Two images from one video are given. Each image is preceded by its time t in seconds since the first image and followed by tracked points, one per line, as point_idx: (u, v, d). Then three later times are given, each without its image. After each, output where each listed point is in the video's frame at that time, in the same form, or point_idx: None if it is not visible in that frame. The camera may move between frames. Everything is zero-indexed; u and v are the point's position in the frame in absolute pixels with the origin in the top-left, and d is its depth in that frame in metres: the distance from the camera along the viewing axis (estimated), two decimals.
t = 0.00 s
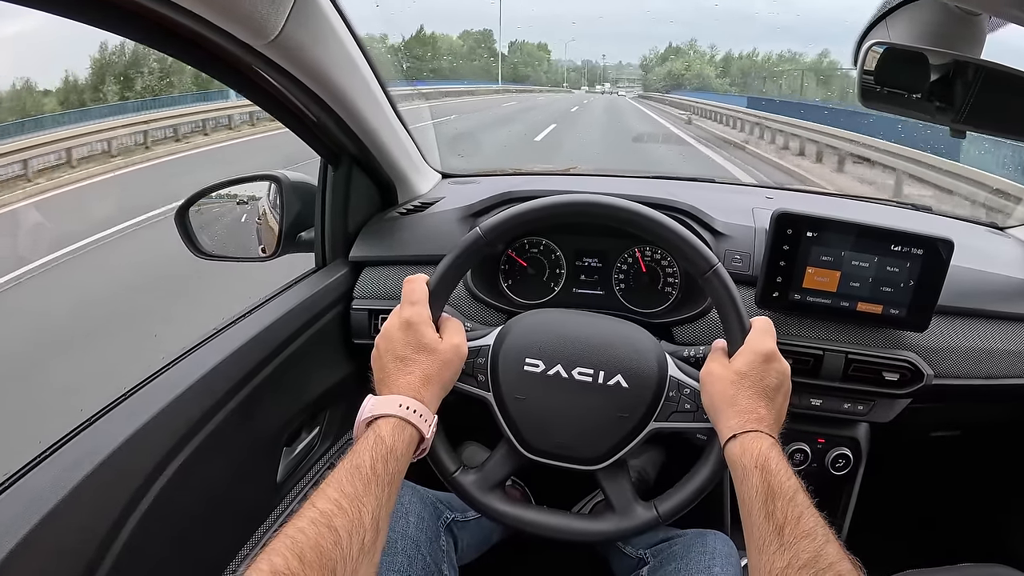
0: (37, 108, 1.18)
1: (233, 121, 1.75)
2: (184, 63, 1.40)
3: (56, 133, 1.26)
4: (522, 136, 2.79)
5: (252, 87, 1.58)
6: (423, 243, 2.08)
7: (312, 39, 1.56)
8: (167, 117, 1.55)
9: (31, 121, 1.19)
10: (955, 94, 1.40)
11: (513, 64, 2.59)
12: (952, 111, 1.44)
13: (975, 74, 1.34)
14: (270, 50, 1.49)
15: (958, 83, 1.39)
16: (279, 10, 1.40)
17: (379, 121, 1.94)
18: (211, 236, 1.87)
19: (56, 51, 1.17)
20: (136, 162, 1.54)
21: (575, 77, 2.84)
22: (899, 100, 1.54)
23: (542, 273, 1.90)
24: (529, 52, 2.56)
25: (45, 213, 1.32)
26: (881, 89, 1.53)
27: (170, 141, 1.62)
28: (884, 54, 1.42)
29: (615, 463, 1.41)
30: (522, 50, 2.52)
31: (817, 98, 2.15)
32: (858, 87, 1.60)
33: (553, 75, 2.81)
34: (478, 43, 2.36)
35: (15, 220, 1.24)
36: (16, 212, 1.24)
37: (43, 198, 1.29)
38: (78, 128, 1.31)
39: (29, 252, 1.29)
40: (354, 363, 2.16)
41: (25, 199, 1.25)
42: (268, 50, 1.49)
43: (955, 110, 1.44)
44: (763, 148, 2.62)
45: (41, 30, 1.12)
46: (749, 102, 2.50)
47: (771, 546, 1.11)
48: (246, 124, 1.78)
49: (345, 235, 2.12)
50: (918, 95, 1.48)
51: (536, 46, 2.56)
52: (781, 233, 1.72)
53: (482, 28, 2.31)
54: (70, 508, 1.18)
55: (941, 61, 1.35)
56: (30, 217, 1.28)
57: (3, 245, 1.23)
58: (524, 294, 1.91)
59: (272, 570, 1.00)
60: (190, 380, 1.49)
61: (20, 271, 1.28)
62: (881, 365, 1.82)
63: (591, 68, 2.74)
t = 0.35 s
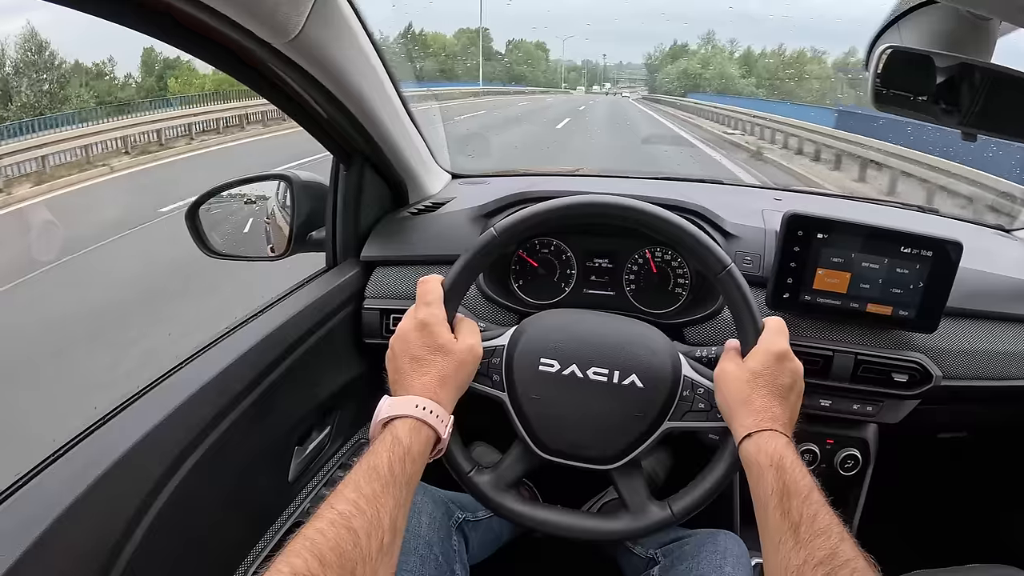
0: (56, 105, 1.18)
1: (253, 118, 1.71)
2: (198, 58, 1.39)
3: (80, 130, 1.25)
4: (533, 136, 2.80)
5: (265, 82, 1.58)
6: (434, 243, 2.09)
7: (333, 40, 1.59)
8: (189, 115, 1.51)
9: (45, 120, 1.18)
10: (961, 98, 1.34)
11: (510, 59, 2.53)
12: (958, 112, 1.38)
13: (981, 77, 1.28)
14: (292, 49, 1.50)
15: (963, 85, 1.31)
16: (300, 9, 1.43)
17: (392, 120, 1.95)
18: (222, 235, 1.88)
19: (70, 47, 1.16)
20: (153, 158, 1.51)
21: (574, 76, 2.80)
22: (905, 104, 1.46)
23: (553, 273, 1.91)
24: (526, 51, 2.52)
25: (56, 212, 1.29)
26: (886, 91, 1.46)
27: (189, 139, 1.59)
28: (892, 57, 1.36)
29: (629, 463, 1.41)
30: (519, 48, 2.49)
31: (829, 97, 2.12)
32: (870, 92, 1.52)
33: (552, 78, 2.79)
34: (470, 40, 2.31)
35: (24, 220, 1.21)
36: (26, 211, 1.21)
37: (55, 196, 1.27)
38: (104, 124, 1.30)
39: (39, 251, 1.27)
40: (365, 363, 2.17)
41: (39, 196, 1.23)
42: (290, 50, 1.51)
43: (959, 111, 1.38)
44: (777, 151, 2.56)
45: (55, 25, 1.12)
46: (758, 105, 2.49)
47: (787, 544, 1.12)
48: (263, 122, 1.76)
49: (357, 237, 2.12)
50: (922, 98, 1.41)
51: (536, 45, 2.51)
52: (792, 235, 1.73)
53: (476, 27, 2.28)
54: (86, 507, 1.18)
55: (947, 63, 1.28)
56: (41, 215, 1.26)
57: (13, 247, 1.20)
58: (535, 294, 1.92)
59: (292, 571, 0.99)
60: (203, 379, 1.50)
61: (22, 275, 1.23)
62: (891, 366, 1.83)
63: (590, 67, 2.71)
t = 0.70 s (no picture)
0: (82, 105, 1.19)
1: (265, 119, 1.75)
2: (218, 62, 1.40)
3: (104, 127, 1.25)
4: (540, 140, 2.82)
5: (284, 84, 1.59)
6: (446, 246, 2.10)
7: (357, 46, 1.61)
8: (206, 115, 1.54)
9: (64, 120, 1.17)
10: (964, 103, 1.36)
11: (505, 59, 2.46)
12: (962, 117, 1.41)
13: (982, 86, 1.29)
14: (318, 54, 1.53)
15: (966, 92, 1.33)
16: (329, 14, 1.45)
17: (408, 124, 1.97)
18: (233, 236, 1.90)
19: (90, 47, 1.16)
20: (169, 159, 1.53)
21: (571, 76, 2.79)
22: (911, 107, 1.50)
23: (565, 277, 1.92)
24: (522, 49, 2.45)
25: (70, 212, 1.31)
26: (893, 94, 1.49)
27: (204, 138, 1.61)
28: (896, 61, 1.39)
29: (646, 465, 1.43)
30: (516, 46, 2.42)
31: (832, 100, 2.11)
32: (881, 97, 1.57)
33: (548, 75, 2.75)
34: (464, 39, 2.27)
35: (38, 219, 1.23)
36: (39, 211, 1.23)
37: (65, 196, 1.27)
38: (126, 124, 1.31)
39: (55, 250, 1.29)
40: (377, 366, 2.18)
41: (49, 195, 1.24)
42: (316, 56, 1.53)
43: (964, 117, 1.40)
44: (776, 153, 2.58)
45: (76, 24, 1.12)
46: (753, 108, 2.47)
47: (804, 541, 1.14)
48: (273, 125, 1.79)
49: (370, 238, 2.13)
50: (927, 102, 1.44)
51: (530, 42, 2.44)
52: (803, 239, 1.75)
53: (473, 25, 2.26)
54: (111, 508, 1.19)
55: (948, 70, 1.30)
56: (54, 216, 1.27)
57: (27, 245, 1.21)
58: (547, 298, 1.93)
59: (320, 572, 1.01)
60: (222, 381, 1.51)
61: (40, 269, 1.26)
62: (899, 369, 1.85)
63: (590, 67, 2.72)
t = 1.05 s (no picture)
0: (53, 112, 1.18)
1: (248, 125, 1.74)
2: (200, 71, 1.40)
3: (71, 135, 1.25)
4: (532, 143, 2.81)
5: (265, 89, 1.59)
6: (434, 251, 2.09)
7: (335, 51, 1.60)
8: (181, 122, 1.54)
9: (37, 126, 1.16)
10: (959, 106, 1.36)
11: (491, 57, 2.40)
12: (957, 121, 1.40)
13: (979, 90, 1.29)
14: (291, 60, 1.51)
15: (962, 95, 1.33)
16: (302, 18, 1.42)
17: (392, 127, 1.95)
18: (221, 241, 1.89)
19: (67, 48, 1.15)
20: (146, 164, 1.53)
21: (564, 76, 2.78)
22: (905, 110, 1.49)
23: (553, 281, 1.92)
24: (512, 48, 2.40)
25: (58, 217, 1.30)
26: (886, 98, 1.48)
27: (180, 144, 1.61)
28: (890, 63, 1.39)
29: (628, 472, 1.42)
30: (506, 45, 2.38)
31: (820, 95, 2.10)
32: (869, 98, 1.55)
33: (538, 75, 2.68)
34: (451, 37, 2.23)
35: (27, 227, 1.23)
36: (29, 216, 1.22)
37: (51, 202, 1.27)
38: (95, 130, 1.31)
39: (39, 256, 1.28)
40: (365, 370, 2.18)
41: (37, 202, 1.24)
42: (291, 61, 1.51)
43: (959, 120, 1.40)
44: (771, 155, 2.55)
45: (51, 27, 1.11)
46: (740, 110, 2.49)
47: (784, 552, 1.12)
48: (261, 130, 1.79)
49: (358, 243, 2.13)
50: (923, 105, 1.43)
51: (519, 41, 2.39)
52: (792, 243, 1.73)
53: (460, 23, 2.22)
54: (87, 513, 1.19)
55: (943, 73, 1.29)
56: (43, 221, 1.27)
57: (14, 251, 1.21)
58: (535, 303, 1.92)
59: None
60: (205, 385, 1.51)
61: (20, 276, 1.25)
62: (890, 374, 1.83)
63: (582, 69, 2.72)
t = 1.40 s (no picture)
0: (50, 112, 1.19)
1: (247, 127, 1.75)
2: (198, 72, 1.42)
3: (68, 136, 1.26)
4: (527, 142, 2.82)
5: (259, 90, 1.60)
6: (429, 250, 2.10)
7: (327, 51, 1.60)
8: (180, 122, 1.55)
9: (34, 127, 1.17)
10: (956, 105, 1.35)
11: (480, 57, 2.47)
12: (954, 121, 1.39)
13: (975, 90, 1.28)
14: (284, 61, 1.52)
15: (958, 95, 1.32)
16: (293, 20, 1.44)
17: (387, 126, 1.96)
18: (218, 240, 1.89)
19: (64, 49, 1.16)
20: (148, 165, 1.54)
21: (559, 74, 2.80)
22: (903, 110, 1.49)
23: (546, 281, 1.93)
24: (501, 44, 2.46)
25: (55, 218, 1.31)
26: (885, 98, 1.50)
27: (180, 144, 1.61)
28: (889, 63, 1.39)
29: (620, 471, 1.42)
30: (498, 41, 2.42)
31: (814, 95, 2.10)
32: (865, 97, 1.58)
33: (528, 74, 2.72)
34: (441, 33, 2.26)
35: (23, 227, 1.23)
36: (24, 217, 1.22)
37: (49, 203, 1.27)
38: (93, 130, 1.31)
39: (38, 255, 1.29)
40: (359, 369, 2.19)
41: (37, 203, 1.24)
42: (283, 62, 1.52)
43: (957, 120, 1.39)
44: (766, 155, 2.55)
45: (48, 30, 1.11)
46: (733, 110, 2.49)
47: (773, 550, 1.12)
48: (259, 130, 1.79)
49: (352, 243, 2.14)
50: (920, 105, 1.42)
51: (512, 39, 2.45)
52: (784, 243, 1.74)
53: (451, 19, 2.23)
54: (80, 511, 1.19)
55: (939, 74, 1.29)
56: (39, 222, 1.27)
57: (12, 250, 1.22)
58: (528, 303, 1.94)
59: None
60: (199, 383, 1.51)
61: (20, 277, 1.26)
62: (883, 374, 1.83)
63: (579, 69, 2.74)
